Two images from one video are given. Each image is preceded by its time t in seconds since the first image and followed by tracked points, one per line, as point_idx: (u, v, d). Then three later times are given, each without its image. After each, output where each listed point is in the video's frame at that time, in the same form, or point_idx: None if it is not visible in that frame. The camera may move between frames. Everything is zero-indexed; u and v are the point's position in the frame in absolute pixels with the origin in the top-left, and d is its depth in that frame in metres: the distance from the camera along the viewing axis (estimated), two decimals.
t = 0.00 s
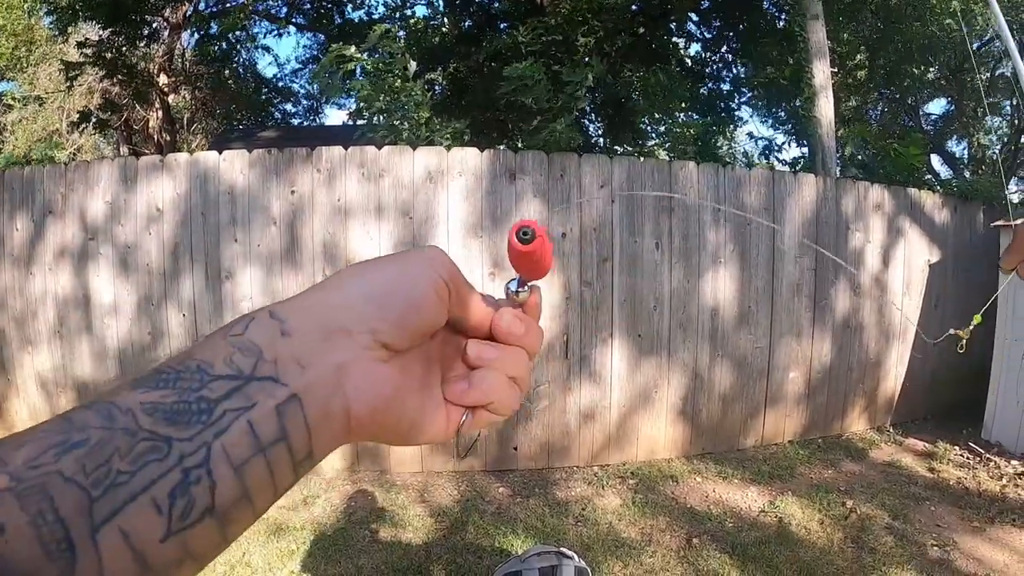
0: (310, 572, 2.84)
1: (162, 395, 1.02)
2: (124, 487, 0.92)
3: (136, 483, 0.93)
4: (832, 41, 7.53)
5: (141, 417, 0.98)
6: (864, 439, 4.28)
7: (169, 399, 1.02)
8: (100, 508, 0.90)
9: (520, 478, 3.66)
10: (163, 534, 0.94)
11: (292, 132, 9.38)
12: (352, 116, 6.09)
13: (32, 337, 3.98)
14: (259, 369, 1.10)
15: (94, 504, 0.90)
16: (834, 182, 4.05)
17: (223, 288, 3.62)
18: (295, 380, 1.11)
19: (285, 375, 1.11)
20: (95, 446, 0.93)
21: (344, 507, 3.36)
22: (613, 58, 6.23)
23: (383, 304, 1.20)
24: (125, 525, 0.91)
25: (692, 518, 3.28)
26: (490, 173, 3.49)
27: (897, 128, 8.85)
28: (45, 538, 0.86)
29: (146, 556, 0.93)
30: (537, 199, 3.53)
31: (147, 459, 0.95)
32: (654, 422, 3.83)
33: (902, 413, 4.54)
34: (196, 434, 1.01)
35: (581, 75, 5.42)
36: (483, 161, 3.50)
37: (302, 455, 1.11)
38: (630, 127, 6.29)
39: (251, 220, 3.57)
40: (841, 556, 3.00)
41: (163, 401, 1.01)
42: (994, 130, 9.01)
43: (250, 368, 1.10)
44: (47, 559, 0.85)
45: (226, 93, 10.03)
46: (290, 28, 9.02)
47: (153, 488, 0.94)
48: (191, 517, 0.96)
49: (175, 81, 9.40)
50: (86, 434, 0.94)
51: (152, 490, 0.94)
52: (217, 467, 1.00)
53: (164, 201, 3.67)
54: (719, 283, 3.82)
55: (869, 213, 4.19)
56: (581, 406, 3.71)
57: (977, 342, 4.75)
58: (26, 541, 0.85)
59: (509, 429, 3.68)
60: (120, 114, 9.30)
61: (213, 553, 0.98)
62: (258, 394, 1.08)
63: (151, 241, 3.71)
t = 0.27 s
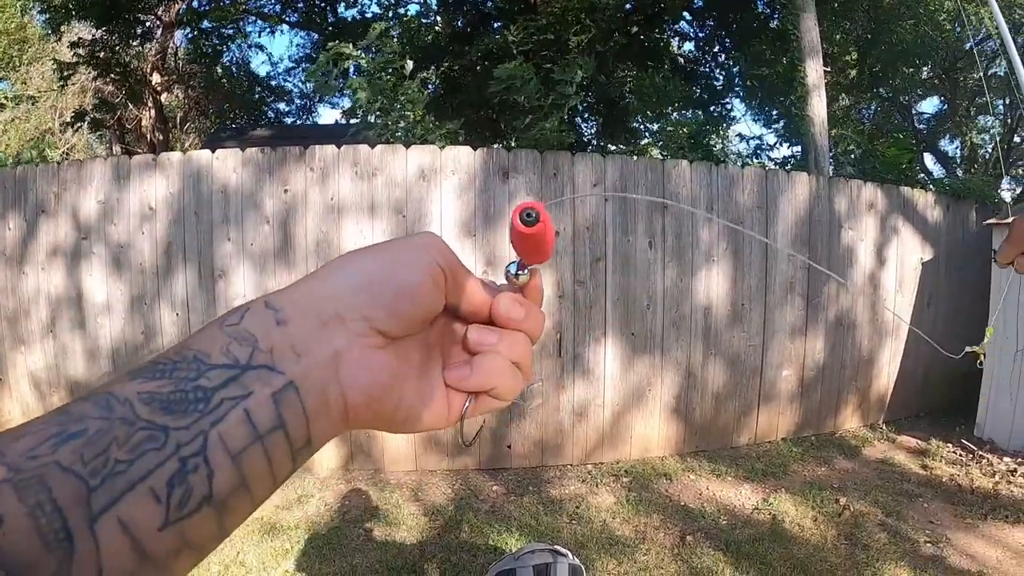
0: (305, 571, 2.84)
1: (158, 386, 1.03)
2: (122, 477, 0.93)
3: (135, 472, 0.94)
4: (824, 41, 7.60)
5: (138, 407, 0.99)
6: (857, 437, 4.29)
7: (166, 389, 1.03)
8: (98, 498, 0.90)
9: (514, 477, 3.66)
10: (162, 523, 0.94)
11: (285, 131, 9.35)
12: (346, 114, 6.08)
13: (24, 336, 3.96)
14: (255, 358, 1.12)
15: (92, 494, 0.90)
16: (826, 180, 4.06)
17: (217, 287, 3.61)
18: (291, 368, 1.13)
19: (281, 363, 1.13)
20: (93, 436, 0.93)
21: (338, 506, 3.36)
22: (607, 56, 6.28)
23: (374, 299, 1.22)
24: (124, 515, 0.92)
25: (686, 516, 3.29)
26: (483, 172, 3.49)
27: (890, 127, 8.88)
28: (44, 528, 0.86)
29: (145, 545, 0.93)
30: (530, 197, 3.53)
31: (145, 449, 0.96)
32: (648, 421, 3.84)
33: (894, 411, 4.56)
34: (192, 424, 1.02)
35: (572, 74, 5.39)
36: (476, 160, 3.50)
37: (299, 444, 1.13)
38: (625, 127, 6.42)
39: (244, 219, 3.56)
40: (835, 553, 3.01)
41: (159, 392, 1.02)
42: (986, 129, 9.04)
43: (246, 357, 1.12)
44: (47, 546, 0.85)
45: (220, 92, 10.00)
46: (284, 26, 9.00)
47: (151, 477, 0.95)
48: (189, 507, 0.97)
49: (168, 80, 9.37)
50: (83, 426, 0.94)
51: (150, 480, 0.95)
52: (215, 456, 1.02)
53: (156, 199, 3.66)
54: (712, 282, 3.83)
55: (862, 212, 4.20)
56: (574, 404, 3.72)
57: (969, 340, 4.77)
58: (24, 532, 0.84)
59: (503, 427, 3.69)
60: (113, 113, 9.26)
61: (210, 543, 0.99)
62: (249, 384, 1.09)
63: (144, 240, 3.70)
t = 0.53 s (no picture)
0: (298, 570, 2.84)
1: (108, 346, 0.80)
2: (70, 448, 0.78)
3: (83, 445, 0.79)
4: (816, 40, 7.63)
5: (90, 360, 0.79)
6: (850, 435, 4.31)
7: (127, 338, 0.80)
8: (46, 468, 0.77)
9: (507, 475, 3.66)
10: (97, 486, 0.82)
11: (279, 130, 9.32)
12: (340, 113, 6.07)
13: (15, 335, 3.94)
14: (210, 346, 0.85)
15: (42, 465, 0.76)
16: (818, 180, 4.08)
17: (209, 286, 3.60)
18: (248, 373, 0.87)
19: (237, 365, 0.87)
20: (46, 393, 0.76)
21: (331, 505, 3.36)
22: (600, 55, 6.28)
23: (377, 298, 0.91)
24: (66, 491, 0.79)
25: (678, 514, 3.30)
26: (476, 171, 3.50)
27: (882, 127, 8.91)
28: None
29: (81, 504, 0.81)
30: (523, 196, 3.54)
31: (93, 425, 0.80)
32: (640, 419, 3.85)
33: (886, 409, 4.58)
34: (158, 397, 0.84)
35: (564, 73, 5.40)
36: (469, 159, 3.50)
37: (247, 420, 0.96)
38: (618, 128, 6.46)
39: (237, 218, 3.56)
40: (826, 551, 3.03)
41: (122, 347, 0.80)
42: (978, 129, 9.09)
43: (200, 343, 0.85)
44: None
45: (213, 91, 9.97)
46: (277, 25, 8.99)
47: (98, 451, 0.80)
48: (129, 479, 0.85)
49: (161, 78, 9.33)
50: (25, 368, 0.75)
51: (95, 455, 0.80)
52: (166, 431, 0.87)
53: (149, 198, 3.65)
54: (704, 281, 3.84)
55: (854, 211, 4.22)
56: (566, 403, 3.72)
57: (959, 338, 4.80)
58: None
59: (495, 426, 3.69)
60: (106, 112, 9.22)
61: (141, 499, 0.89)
62: (203, 370, 0.85)
63: (136, 239, 3.68)
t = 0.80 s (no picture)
0: (290, 567, 2.84)
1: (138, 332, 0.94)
2: (101, 411, 0.91)
3: (116, 406, 0.92)
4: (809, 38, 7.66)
5: (123, 333, 0.93)
6: (841, 433, 4.33)
7: (150, 312, 0.95)
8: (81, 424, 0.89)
9: (499, 473, 3.67)
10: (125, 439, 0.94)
11: (271, 127, 9.28)
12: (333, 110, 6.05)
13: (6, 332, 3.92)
14: (219, 329, 1.00)
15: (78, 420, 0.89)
16: (810, 179, 4.10)
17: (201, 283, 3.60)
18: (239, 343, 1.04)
19: (239, 336, 1.03)
20: (81, 357, 0.89)
21: (323, 502, 3.36)
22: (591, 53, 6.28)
23: (339, 280, 1.14)
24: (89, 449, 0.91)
25: (670, 512, 3.32)
26: (469, 169, 3.51)
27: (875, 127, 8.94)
28: (36, 439, 0.86)
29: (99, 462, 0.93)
30: (516, 194, 3.55)
31: (123, 391, 0.92)
32: (632, 417, 3.86)
33: (877, 408, 4.60)
34: (174, 366, 0.97)
35: (551, 70, 5.39)
36: (462, 156, 3.51)
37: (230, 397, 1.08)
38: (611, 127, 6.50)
39: (229, 215, 3.55)
40: (817, 548, 3.05)
41: (146, 319, 0.95)
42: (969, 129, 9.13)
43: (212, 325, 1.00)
44: (35, 457, 0.85)
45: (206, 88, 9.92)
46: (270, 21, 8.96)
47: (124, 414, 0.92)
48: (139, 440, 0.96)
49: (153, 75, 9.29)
50: (65, 340, 0.90)
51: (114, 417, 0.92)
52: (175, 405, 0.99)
53: (142, 195, 3.64)
54: (696, 279, 3.85)
55: (846, 210, 4.24)
56: (558, 400, 3.73)
57: (950, 338, 4.83)
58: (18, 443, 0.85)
59: (487, 423, 3.69)
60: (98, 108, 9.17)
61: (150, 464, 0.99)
62: (213, 344, 1.00)
63: (128, 236, 3.67)
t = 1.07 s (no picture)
0: (273, 562, 2.83)
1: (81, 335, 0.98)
2: (53, 408, 0.94)
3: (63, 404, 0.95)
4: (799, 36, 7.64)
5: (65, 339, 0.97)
6: (823, 429, 4.36)
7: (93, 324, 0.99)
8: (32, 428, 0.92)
9: (482, 467, 3.67)
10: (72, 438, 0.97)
11: (257, 120, 9.20)
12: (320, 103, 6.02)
13: None
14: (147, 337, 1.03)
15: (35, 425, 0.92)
16: (795, 177, 4.12)
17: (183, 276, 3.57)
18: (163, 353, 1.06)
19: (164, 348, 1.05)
20: (33, 359, 0.94)
21: (306, 497, 3.35)
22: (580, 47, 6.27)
23: (232, 287, 1.12)
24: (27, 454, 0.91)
25: (653, 506, 3.33)
26: (453, 162, 3.50)
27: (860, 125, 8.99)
28: None
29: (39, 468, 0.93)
30: (501, 188, 3.54)
31: (68, 391, 0.96)
32: (615, 412, 3.87)
33: (859, 404, 4.64)
34: (111, 372, 0.99)
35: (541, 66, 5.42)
36: (446, 150, 3.51)
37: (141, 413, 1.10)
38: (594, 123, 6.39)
39: (212, 207, 3.53)
40: (799, 543, 3.07)
41: (88, 329, 0.99)
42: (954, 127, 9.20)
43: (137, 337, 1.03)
44: None
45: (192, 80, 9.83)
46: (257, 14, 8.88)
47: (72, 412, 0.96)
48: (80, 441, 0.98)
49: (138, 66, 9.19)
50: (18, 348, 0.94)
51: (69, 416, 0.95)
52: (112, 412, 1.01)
53: (124, 187, 3.60)
54: (680, 274, 3.86)
55: (830, 208, 4.27)
56: (541, 395, 3.74)
57: (931, 335, 4.86)
58: None
59: (471, 417, 3.69)
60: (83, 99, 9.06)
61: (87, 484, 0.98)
62: (140, 351, 1.02)
63: (110, 228, 3.63)
